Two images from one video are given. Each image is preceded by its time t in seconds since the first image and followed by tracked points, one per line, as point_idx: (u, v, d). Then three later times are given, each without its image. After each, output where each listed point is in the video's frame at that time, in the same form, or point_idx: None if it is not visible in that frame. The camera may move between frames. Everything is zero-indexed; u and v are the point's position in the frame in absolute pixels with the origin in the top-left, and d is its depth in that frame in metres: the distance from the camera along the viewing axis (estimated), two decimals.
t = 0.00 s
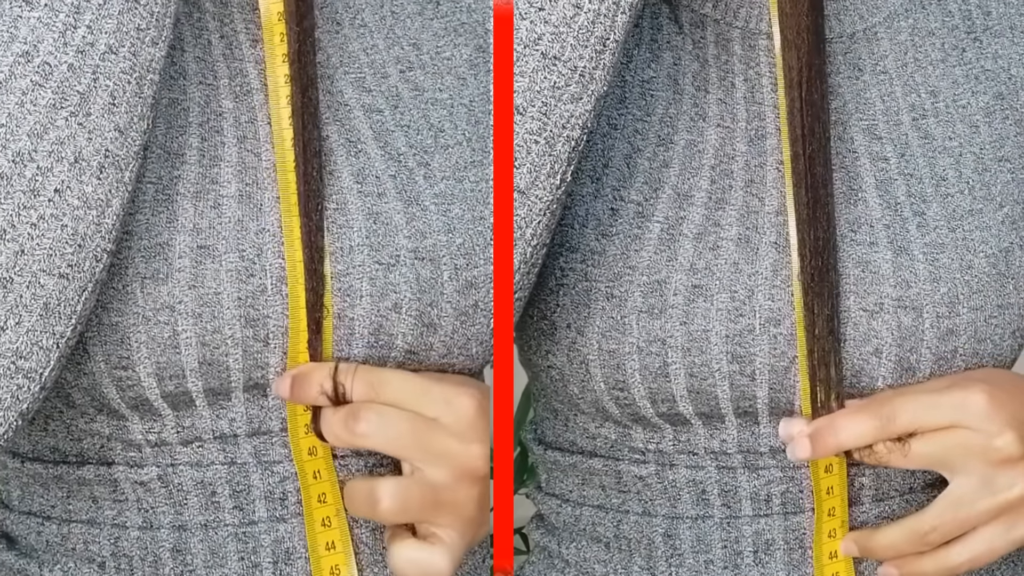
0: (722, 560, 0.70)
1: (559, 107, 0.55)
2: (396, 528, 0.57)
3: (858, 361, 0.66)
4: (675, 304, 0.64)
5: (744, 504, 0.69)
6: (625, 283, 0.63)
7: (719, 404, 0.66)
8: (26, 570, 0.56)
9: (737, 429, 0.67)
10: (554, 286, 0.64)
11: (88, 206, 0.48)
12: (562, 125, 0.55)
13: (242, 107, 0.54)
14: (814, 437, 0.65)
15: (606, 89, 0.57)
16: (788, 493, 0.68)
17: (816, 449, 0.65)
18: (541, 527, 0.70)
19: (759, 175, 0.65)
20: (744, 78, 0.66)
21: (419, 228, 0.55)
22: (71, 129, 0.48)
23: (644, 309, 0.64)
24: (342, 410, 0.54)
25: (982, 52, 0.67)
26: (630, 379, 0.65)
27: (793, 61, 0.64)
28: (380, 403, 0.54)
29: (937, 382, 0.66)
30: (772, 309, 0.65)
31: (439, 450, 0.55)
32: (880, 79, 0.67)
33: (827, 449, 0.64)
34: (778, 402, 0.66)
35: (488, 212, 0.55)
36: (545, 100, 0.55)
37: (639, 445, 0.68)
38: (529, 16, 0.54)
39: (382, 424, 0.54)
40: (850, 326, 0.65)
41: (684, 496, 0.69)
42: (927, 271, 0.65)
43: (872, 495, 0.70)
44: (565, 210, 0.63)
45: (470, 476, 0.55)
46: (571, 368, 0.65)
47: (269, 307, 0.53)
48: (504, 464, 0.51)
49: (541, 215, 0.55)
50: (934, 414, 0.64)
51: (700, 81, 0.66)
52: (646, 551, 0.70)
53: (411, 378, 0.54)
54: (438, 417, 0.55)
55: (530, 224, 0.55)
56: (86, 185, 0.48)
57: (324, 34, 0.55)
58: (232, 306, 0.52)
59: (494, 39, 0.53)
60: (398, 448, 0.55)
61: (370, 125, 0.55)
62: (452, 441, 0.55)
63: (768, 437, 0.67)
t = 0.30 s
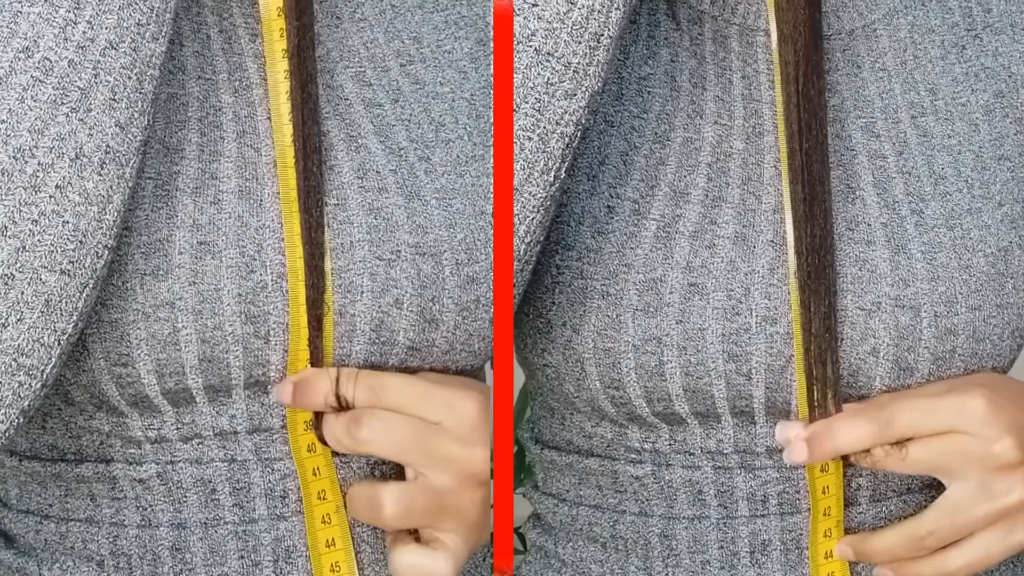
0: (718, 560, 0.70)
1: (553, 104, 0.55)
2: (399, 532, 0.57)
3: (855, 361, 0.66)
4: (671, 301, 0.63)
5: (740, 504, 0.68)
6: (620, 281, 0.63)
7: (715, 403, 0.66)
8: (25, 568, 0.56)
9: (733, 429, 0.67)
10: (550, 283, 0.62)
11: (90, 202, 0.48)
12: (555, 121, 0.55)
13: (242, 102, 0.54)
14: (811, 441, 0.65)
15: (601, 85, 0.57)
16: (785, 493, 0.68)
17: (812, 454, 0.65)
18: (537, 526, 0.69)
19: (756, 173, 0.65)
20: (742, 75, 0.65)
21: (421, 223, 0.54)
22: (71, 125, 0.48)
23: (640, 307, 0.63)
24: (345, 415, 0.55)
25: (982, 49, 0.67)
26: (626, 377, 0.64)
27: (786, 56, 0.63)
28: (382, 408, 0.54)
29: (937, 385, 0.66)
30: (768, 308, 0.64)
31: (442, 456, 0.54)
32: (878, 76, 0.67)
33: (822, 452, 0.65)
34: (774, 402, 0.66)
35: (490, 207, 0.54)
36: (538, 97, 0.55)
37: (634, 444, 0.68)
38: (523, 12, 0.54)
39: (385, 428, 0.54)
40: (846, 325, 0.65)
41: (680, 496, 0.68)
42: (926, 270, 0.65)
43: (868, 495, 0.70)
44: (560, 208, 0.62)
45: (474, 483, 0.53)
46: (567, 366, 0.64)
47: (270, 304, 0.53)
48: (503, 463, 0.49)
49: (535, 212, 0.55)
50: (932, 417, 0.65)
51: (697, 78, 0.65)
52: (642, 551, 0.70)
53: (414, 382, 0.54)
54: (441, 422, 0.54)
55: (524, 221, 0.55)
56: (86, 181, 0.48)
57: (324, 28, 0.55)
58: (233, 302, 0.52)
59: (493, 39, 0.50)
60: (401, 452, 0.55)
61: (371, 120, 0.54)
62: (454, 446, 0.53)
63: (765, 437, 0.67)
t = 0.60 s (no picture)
0: (714, 560, 0.69)
1: (543, 101, 0.55)
2: (403, 535, 0.57)
3: (851, 360, 0.64)
4: (665, 300, 0.63)
5: (736, 504, 0.68)
6: (615, 279, 0.63)
7: (710, 403, 0.65)
8: (24, 565, 0.57)
9: (729, 428, 0.66)
10: (545, 282, 0.62)
11: (91, 194, 0.49)
12: (545, 119, 0.55)
13: (242, 96, 0.54)
14: (806, 446, 0.65)
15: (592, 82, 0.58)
16: (781, 494, 0.67)
17: (808, 459, 0.65)
18: (535, 525, 0.66)
19: (753, 170, 0.64)
20: (739, 72, 0.64)
21: (423, 216, 0.53)
22: (73, 117, 0.49)
23: (634, 305, 0.63)
24: (352, 418, 0.55)
25: (983, 45, 0.65)
26: (620, 377, 0.64)
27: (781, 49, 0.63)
28: (389, 411, 0.54)
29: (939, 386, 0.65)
30: (763, 305, 0.63)
31: (451, 457, 0.54)
32: (877, 74, 0.66)
33: (819, 457, 0.65)
34: (768, 401, 0.65)
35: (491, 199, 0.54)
36: (527, 94, 0.55)
37: (631, 443, 0.67)
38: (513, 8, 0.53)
39: (392, 432, 0.55)
40: (842, 324, 0.64)
41: (676, 495, 0.68)
42: (922, 269, 0.64)
43: (865, 496, 0.68)
44: (555, 206, 0.61)
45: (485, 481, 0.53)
46: (562, 364, 0.63)
47: (271, 297, 0.53)
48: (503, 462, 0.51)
49: (526, 210, 0.55)
50: (931, 421, 0.65)
51: (694, 75, 0.64)
52: (638, 550, 0.70)
53: (419, 385, 0.54)
54: (449, 423, 0.54)
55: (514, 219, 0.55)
56: (89, 172, 0.49)
57: (325, 22, 0.54)
58: (234, 296, 0.52)
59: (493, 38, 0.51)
60: (411, 455, 0.55)
61: (372, 114, 0.53)
62: (464, 446, 0.54)
63: (761, 436, 0.66)
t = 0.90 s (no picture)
0: (709, 560, 0.68)
1: (533, 100, 0.52)
2: (381, 531, 0.58)
3: (847, 359, 0.62)
4: (660, 299, 0.60)
5: (732, 502, 0.67)
6: (610, 278, 0.60)
7: (706, 402, 0.63)
8: (23, 563, 0.56)
9: (725, 427, 0.65)
10: (540, 280, 0.60)
11: (91, 193, 0.49)
12: (535, 118, 0.52)
13: (244, 94, 0.54)
14: (800, 445, 0.63)
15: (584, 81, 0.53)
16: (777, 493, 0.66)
17: (802, 459, 0.64)
18: (533, 522, 0.64)
19: (749, 167, 0.62)
20: (738, 68, 0.62)
21: (424, 216, 0.54)
22: (73, 116, 0.49)
23: (628, 305, 0.60)
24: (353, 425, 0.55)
25: (985, 41, 0.61)
26: (615, 375, 0.61)
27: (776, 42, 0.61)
28: (392, 418, 0.55)
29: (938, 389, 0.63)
30: (758, 304, 0.62)
31: (452, 462, 0.56)
32: (877, 69, 0.62)
33: (813, 458, 0.63)
34: (766, 401, 0.64)
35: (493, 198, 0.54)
36: (518, 93, 0.52)
37: (626, 442, 0.65)
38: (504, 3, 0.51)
39: (394, 438, 0.56)
40: (839, 324, 0.62)
41: (672, 494, 0.66)
42: (920, 269, 0.61)
43: (863, 496, 0.66)
44: (549, 202, 0.60)
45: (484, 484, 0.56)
46: (557, 363, 0.61)
47: (271, 297, 0.53)
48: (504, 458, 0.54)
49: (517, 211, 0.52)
50: (931, 424, 0.63)
51: (691, 71, 0.62)
52: (634, 549, 0.68)
53: (421, 392, 0.55)
54: (452, 430, 0.56)
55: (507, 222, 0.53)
56: (88, 172, 0.49)
57: (329, 19, 0.54)
58: (234, 296, 0.52)
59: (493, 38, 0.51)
60: (411, 459, 0.56)
61: (374, 112, 0.53)
62: (465, 452, 0.56)
63: (757, 435, 0.65)
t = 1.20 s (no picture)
0: (707, 559, 0.67)
1: (528, 98, 0.51)
2: (375, 533, 0.58)
3: (846, 357, 0.62)
4: (657, 295, 0.60)
5: (731, 501, 0.66)
6: (607, 275, 0.60)
7: (703, 399, 0.63)
8: (21, 561, 0.56)
9: (723, 424, 0.64)
10: (537, 277, 0.59)
11: (88, 190, 0.48)
12: (530, 117, 0.51)
13: (243, 90, 0.54)
14: (796, 445, 0.62)
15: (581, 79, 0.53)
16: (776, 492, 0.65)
17: (797, 459, 0.63)
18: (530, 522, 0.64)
19: (747, 164, 0.61)
20: (736, 64, 0.62)
21: (425, 213, 0.53)
22: (70, 113, 0.48)
23: (625, 302, 0.60)
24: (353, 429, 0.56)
25: (985, 36, 0.62)
26: (612, 373, 0.61)
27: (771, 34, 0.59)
28: (392, 422, 0.55)
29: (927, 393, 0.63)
30: (757, 303, 0.61)
31: (451, 466, 0.56)
32: (876, 65, 0.62)
33: (808, 459, 0.63)
34: (764, 400, 0.64)
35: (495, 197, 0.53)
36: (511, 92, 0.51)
37: (624, 440, 0.64)
38: None
39: (394, 442, 0.56)
40: (835, 320, 0.61)
41: (669, 492, 0.65)
42: (919, 264, 0.61)
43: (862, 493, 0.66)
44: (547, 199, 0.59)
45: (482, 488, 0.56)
46: (554, 361, 0.60)
47: (270, 294, 0.53)
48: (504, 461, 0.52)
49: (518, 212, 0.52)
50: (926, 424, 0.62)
51: (689, 67, 0.61)
52: (631, 549, 0.67)
53: (422, 397, 0.55)
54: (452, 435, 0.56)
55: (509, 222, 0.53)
56: (85, 169, 0.48)
57: (330, 14, 0.54)
58: (232, 293, 0.52)
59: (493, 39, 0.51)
60: (410, 464, 0.56)
61: (374, 109, 0.53)
62: (465, 457, 0.56)
63: (756, 433, 0.64)
